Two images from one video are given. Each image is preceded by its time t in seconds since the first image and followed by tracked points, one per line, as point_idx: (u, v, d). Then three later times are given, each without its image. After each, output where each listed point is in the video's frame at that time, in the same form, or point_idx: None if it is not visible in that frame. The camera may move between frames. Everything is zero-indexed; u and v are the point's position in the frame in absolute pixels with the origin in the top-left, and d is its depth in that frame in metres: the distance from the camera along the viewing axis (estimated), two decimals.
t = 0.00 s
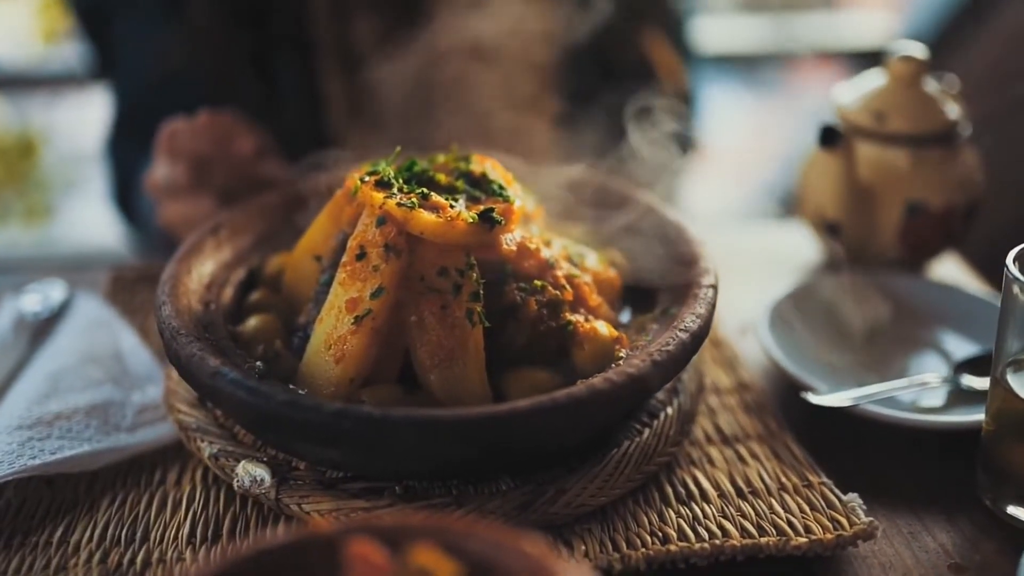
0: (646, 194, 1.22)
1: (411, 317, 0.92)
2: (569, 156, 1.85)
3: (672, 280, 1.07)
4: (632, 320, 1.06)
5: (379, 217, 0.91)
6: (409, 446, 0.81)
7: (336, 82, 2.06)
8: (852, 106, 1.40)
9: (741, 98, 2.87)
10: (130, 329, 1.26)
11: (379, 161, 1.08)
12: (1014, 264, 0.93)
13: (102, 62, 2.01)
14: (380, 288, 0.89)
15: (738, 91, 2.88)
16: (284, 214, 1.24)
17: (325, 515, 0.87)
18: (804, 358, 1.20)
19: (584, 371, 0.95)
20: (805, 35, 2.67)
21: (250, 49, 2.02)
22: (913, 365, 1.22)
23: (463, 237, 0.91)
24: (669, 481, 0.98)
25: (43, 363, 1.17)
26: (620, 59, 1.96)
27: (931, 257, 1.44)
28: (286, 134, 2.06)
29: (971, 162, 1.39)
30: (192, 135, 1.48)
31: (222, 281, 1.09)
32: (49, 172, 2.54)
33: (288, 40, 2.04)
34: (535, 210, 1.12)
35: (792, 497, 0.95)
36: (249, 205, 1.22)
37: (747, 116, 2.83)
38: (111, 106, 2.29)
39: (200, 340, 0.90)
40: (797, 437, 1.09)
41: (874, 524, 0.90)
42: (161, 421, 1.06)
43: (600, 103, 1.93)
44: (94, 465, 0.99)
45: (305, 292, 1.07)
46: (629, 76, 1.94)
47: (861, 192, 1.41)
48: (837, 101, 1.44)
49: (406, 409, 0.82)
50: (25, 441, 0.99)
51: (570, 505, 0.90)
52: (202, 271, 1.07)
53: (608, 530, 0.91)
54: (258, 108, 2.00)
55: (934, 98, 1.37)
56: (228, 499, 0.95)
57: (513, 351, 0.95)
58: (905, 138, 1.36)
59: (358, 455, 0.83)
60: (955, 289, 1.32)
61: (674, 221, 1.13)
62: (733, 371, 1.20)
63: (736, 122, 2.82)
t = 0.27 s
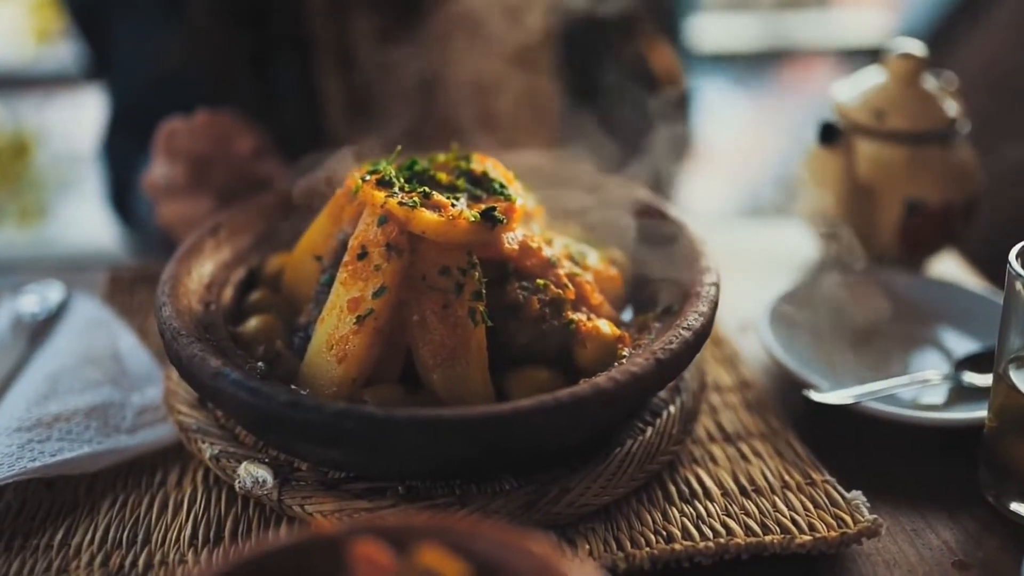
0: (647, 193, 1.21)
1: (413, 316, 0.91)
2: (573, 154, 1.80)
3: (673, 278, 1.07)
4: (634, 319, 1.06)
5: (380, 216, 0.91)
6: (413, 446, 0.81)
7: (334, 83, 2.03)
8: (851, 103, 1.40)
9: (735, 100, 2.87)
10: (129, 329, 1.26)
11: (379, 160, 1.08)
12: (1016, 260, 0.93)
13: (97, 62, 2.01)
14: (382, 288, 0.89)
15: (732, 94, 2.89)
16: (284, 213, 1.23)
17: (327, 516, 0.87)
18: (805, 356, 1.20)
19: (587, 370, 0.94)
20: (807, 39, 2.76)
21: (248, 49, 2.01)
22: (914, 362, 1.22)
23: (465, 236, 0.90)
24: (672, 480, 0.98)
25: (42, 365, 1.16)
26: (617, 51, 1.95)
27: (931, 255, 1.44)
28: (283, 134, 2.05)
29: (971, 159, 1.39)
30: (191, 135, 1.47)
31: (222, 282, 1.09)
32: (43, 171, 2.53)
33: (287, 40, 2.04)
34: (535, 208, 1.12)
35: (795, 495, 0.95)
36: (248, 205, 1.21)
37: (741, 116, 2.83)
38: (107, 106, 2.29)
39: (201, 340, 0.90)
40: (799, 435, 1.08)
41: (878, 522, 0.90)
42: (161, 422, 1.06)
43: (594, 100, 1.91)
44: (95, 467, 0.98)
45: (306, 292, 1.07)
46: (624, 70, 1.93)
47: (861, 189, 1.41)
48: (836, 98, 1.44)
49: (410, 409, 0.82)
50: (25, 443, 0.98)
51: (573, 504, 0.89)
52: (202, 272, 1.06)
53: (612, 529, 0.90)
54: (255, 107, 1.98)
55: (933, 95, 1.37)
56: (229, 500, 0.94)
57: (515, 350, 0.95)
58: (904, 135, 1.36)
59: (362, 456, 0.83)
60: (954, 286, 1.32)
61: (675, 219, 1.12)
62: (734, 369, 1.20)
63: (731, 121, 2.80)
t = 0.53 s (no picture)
0: (647, 193, 1.21)
1: (415, 317, 0.91)
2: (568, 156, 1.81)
3: (674, 278, 1.07)
4: (635, 318, 1.06)
5: (381, 217, 0.91)
6: (417, 447, 0.80)
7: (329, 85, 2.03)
8: (849, 102, 1.40)
9: (728, 98, 2.86)
10: (126, 331, 1.25)
11: (379, 160, 1.07)
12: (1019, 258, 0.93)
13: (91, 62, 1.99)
14: (383, 288, 0.89)
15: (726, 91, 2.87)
16: (282, 214, 1.22)
17: (330, 518, 0.86)
18: (805, 355, 1.20)
19: (589, 370, 0.94)
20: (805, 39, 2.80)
21: (240, 50, 2.00)
22: (914, 361, 1.21)
23: (466, 236, 0.90)
24: (675, 480, 0.98)
25: (38, 367, 1.15)
26: (612, 53, 2.01)
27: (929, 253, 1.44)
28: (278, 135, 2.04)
29: (969, 157, 1.39)
30: (188, 135, 1.46)
31: (221, 283, 1.08)
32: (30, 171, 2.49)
33: (280, 40, 2.03)
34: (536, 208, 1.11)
35: (798, 494, 0.95)
36: (246, 206, 1.20)
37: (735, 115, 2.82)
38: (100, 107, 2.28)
39: (202, 342, 0.89)
40: (801, 434, 1.08)
41: (882, 520, 0.90)
42: (160, 425, 1.05)
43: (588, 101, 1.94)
44: (93, 470, 0.97)
45: (306, 292, 1.06)
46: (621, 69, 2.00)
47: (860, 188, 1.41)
48: (835, 97, 1.44)
49: (412, 410, 0.81)
50: (23, 446, 0.97)
51: (576, 505, 0.89)
52: (201, 273, 1.06)
53: (615, 530, 0.90)
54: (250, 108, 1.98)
55: (931, 94, 1.37)
56: (230, 503, 0.94)
57: (516, 351, 0.95)
58: (903, 134, 1.37)
59: (365, 458, 0.83)
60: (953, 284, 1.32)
61: (676, 219, 1.12)
62: (734, 368, 1.20)
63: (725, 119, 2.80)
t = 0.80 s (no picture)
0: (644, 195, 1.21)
1: (413, 321, 0.90)
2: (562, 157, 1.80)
3: (672, 280, 1.07)
4: (633, 321, 1.06)
5: (379, 220, 0.90)
6: (416, 452, 0.80)
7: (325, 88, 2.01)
8: (845, 104, 1.40)
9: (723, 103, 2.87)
10: (121, 335, 1.24)
11: (376, 163, 1.07)
12: (1017, 260, 0.93)
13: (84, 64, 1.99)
14: (381, 292, 0.88)
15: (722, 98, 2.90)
16: (279, 217, 1.22)
17: (328, 524, 0.86)
18: (803, 357, 1.20)
19: (588, 374, 0.94)
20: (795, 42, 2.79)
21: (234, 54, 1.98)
22: (912, 362, 1.21)
23: (464, 239, 0.90)
24: (673, 483, 0.97)
25: (32, 372, 1.15)
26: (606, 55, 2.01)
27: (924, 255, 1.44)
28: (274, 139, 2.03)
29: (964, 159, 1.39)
30: (184, 137, 1.45)
31: (217, 287, 1.08)
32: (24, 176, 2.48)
33: (275, 40, 2.00)
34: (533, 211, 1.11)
35: (797, 497, 0.95)
36: (242, 209, 1.20)
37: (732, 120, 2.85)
38: (93, 109, 2.26)
39: (198, 346, 0.89)
40: (799, 436, 1.08)
41: (881, 523, 0.90)
42: (155, 430, 1.05)
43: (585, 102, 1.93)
44: (89, 476, 0.97)
45: (303, 296, 1.06)
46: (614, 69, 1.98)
47: (856, 190, 1.41)
48: (831, 99, 1.44)
49: (411, 414, 0.81)
50: (18, 452, 0.97)
51: (575, 509, 0.89)
52: (197, 276, 1.05)
53: (615, 533, 0.90)
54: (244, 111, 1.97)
55: (926, 96, 1.37)
56: (228, 508, 0.93)
57: (515, 354, 0.94)
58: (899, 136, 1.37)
59: (363, 462, 0.82)
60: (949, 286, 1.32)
61: (673, 221, 1.12)
62: (732, 371, 1.20)
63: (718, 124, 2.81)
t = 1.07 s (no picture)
0: (640, 196, 1.21)
1: (411, 324, 0.90)
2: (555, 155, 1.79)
3: (669, 281, 1.06)
4: (631, 323, 1.05)
5: (376, 223, 0.90)
6: (416, 455, 0.79)
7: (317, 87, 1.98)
8: (839, 105, 1.40)
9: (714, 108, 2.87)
10: (115, 340, 1.24)
11: (373, 165, 1.06)
12: (1014, 260, 0.93)
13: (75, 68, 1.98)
14: (379, 295, 0.88)
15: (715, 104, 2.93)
16: (275, 220, 1.21)
17: (327, 528, 0.85)
18: (800, 357, 1.20)
19: (586, 376, 0.94)
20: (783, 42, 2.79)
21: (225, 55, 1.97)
22: (908, 362, 1.22)
23: (462, 242, 0.89)
24: (673, 485, 0.97)
25: (26, 377, 1.14)
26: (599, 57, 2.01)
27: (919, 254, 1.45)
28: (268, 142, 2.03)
29: (958, 159, 1.39)
30: (177, 141, 1.45)
31: (212, 291, 1.07)
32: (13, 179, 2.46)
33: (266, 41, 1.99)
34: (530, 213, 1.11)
35: (797, 497, 0.95)
36: (237, 212, 1.19)
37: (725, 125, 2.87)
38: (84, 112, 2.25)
39: (195, 351, 0.88)
40: (797, 437, 1.08)
41: (881, 523, 0.90)
42: (151, 434, 1.04)
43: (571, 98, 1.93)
44: (84, 481, 0.96)
45: (299, 300, 1.05)
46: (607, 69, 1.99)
47: (851, 190, 1.41)
48: (825, 100, 1.44)
49: (411, 418, 0.80)
50: (13, 458, 0.96)
51: (576, 512, 0.89)
52: (192, 280, 1.04)
53: (615, 536, 0.90)
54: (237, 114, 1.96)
55: (920, 96, 1.37)
56: (225, 514, 0.93)
57: (513, 357, 0.94)
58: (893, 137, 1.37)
59: (363, 467, 0.82)
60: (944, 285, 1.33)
61: (670, 223, 1.12)
62: (730, 372, 1.20)
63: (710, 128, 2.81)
